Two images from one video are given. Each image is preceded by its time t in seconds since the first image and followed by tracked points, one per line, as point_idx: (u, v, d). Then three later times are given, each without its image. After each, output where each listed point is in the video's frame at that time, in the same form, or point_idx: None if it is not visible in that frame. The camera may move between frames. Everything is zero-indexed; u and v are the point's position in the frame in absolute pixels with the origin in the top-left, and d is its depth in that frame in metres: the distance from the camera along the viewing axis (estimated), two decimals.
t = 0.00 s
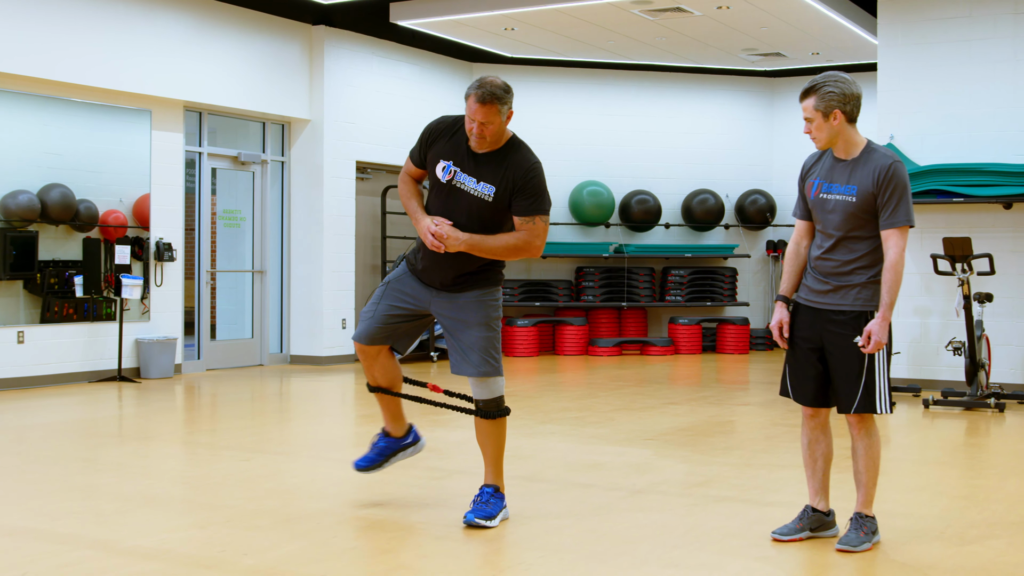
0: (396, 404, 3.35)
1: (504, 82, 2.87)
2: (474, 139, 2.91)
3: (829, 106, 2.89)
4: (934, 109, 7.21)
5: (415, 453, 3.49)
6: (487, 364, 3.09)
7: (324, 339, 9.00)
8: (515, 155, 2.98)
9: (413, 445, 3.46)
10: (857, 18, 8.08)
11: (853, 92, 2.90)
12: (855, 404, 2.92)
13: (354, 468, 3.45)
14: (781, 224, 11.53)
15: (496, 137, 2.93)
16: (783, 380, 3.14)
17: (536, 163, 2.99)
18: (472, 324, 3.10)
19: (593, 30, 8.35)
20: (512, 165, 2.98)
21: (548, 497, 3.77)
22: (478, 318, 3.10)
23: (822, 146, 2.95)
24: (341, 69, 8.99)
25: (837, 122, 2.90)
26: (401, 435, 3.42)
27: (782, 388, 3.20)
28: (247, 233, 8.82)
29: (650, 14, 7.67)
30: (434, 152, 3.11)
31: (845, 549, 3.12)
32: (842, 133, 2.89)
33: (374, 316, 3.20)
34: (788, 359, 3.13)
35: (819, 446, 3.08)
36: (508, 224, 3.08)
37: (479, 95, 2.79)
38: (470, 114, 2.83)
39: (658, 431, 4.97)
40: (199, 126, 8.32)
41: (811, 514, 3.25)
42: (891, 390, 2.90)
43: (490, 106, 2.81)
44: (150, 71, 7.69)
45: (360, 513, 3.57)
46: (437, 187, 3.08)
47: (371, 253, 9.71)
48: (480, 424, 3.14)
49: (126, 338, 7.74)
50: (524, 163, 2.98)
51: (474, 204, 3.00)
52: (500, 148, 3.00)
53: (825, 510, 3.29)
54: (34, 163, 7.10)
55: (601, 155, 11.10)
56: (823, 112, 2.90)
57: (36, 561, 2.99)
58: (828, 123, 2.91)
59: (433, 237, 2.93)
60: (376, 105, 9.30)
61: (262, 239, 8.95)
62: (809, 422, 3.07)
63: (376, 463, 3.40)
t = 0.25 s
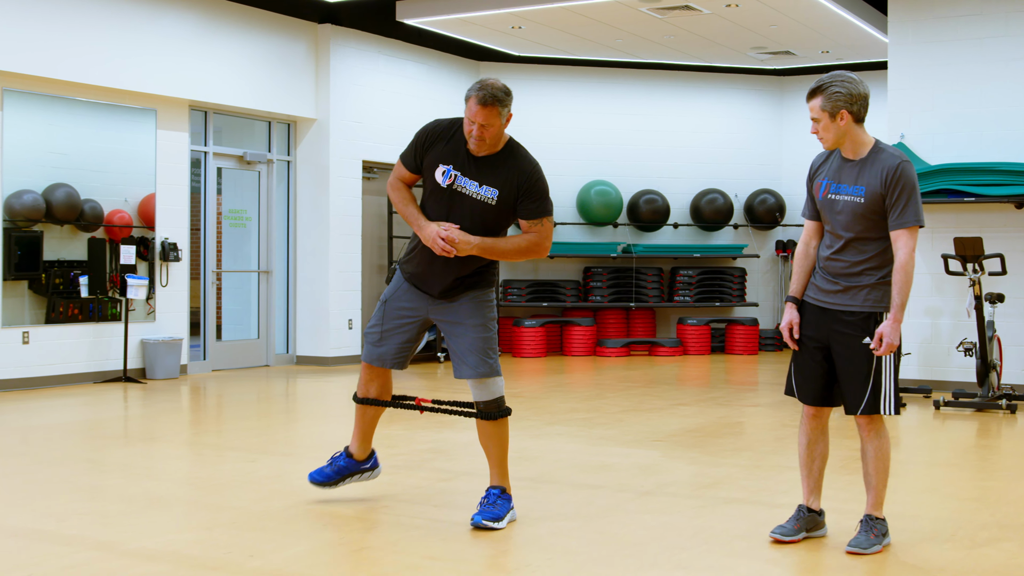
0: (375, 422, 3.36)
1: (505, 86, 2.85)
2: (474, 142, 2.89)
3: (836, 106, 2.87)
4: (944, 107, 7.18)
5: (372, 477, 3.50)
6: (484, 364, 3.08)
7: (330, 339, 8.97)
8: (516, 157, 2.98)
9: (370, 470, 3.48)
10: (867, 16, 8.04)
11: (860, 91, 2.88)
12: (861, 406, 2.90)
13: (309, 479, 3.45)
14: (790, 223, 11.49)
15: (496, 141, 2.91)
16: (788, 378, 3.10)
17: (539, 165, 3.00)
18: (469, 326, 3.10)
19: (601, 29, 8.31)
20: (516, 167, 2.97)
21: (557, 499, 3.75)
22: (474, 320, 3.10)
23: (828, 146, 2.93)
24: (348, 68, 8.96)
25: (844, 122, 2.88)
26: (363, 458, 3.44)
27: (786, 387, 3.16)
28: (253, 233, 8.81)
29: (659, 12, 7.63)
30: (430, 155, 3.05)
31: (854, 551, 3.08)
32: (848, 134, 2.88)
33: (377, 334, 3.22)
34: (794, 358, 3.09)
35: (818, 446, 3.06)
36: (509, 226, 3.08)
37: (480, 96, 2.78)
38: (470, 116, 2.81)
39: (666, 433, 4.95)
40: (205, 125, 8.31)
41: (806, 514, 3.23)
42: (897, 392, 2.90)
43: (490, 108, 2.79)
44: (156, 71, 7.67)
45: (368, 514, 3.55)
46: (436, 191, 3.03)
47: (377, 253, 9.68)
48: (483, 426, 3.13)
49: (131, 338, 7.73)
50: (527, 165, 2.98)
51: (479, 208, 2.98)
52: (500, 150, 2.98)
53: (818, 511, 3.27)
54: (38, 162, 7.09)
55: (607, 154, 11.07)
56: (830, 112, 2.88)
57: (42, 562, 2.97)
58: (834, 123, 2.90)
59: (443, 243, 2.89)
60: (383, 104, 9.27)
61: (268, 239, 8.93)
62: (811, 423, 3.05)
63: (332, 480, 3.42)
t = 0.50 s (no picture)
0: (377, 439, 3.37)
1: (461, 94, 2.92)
2: (439, 153, 2.96)
3: (838, 107, 2.85)
4: (955, 106, 7.16)
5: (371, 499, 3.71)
6: (484, 363, 3.12)
7: (341, 339, 8.97)
8: (485, 161, 3.03)
9: (371, 490, 3.69)
10: (879, 16, 8.03)
11: (862, 92, 2.86)
12: (865, 406, 2.88)
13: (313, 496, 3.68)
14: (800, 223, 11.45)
15: (460, 148, 2.97)
16: (788, 379, 3.08)
17: (507, 164, 3.05)
18: (467, 328, 3.14)
19: (611, 28, 8.30)
20: (487, 171, 3.02)
21: (567, 499, 3.74)
22: (471, 322, 3.14)
23: (830, 147, 2.91)
24: (359, 68, 8.96)
25: (845, 123, 2.87)
26: (366, 477, 3.65)
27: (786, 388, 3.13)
28: (264, 232, 8.82)
29: (670, 11, 7.62)
30: (400, 176, 3.10)
31: (866, 552, 3.07)
32: (851, 134, 2.86)
33: (376, 355, 3.23)
34: (794, 359, 3.07)
35: (820, 447, 3.05)
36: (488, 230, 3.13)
37: (438, 107, 2.84)
38: (431, 128, 2.88)
39: (677, 433, 4.95)
40: (215, 125, 8.32)
41: (811, 515, 3.20)
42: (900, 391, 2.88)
43: (450, 117, 2.85)
44: (167, 71, 7.69)
45: (378, 514, 3.55)
46: (414, 208, 3.07)
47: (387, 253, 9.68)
48: (484, 426, 3.14)
49: (142, 338, 7.75)
50: (496, 166, 3.03)
51: (456, 216, 3.03)
52: (467, 157, 3.04)
53: (823, 512, 3.26)
54: (49, 163, 7.11)
55: (616, 153, 11.06)
56: (832, 113, 2.86)
57: (54, 562, 2.98)
58: (836, 124, 2.88)
59: (429, 257, 2.88)
60: (393, 104, 9.27)
61: (279, 238, 8.95)
62: (813, 424, 3.04)
63: (336, 495, 3.63)
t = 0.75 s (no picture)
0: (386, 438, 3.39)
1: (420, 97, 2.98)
2: (410, 157, 3.01)
3: (838, 104, 2.85)
4: (970, 105, 7.14)
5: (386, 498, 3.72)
6: (489, 363, 3.10)
7: (356, 339, 8.97)
8: (459, 157, 3.07)
9: (386, 490, 3.70)
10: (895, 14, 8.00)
11: (863, 90, 2.86)
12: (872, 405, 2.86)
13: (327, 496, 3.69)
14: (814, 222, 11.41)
15: (431, 149, 3.02)
16: (798, 380, 3.06)
17: (481, 156, 3.07)
18: (472, 330, 3.13)
19: (625, 27, 8.29)
20: (462, 168, 3.05)
21: (582, 500, 3.74)
22: (476, 323, 3.13)
23: (833, 145, 2.89)
24: (373, 67, 8.96)
25: (847, 121, 2.85)
26: (381, 476, 3.66)
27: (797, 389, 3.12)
28: (278, 232, 8.84)
29: (685, 11, 7.62)
30: (383, 185, 3.19)
31: (882, 553, 3.05)
32: (853, 131, 2.84)
33: (380, 354, 3.24)
34: (803, 359, 3.06)
35: (833, 447, 3.03)
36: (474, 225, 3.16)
37: (399, 113, 2.90)
38: (397, 134, 2.93)
39: (692, 434, 4.94)
40: (230, 125, 8.34)
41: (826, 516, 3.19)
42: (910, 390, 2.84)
43: (412, 120, 2.91)
44: (182, 71, 7.70)
45: (392, 514, 3.54)
46: (399, 215, 3.16)
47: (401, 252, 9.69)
48: (492, 426, 3.11)
49: (157, 337, 7.76)
50: (470, 161, 3.05)
51: (437, 216, 3.09)
52: (441, 157, 3.08)
53: (839, 512, 3.24)
54: (64, 163, 7.13)
55: (626, 153, 11.04)
56: (834, 111, 2.86)
57: (69, 561, 2.98)
58: (837, 122, 2.87)
59: (412, 263, 2.99)
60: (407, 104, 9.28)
61: (293, 238, 8.96)
62: (824, 424, 3.01)
63: (350, 495, 3.64)
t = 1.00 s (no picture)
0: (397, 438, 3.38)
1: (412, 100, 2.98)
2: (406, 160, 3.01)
3: (843, 103, 2.84)
4: (984, 105, 7.11)
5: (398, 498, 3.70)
6: (496, 365, 3.07)
7: (368, 339, 8.96)
8: (456, 158, 3.03)
9: (397, 490, 3.68)
10: (909, 13, 7.97)
11: (868, 89, 2.85)
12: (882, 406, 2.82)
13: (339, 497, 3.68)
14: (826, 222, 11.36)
15: (428, 150, 3.01)
16: (810, 381, 3.05)
17: (476, 155, 3.02)
18: (482, 331, 3.10)
19: (637, 26, 8.27)
20: (458, 168, 3.02)
21: (594, 501, 3.72)
22: (486, 324, 3.10)
23: (839, 146, 2.89)
24: (385, 67, 8.96)
25: (852, 120, 2.85)
26: (391, 476, 3.63)
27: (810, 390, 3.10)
28: (290, 232, 8.84)
29: (698, 10, 7.60)
30: (389, 192, 3.21)
31: (897, 554, 3.03)
32: (858, 130, 2.83)
33: (390, 353, 3.24)
34: (814, 359, 3.04)
35: (845, 448, 3.00)
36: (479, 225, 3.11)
37: (390, 116, 2.91)
38: (390, 137, 2.94)
39: (704, 434, 4.92)
40: (241, 125, 8.34)
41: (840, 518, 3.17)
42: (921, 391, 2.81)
43: (403, 122, 2.91)
44: (194, 70, 7.70)
45: (404, 515, 3.53)
46: (406, 221, 3.17)
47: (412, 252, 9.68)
48: (502, 426, 3.09)
49: (168, 338, 7.77)
50: (466, 161, 3.02)
51: (438, 218, 3.07)
52: (439, 158, 3.06)
53: (853, 514, 3.22)
54: (75, 164, 7.15)
55: (636, 152, 11.02)
56: (838, 110, 2.85)
57: (81, 561, 2.98)
58: (842, 121, 2.86)
59: (414, 268, 2.98)
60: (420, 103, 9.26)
61: (305, 238, 8.96)
62: (836, 424, 2.98)
63: (361, 496, 3.62)
